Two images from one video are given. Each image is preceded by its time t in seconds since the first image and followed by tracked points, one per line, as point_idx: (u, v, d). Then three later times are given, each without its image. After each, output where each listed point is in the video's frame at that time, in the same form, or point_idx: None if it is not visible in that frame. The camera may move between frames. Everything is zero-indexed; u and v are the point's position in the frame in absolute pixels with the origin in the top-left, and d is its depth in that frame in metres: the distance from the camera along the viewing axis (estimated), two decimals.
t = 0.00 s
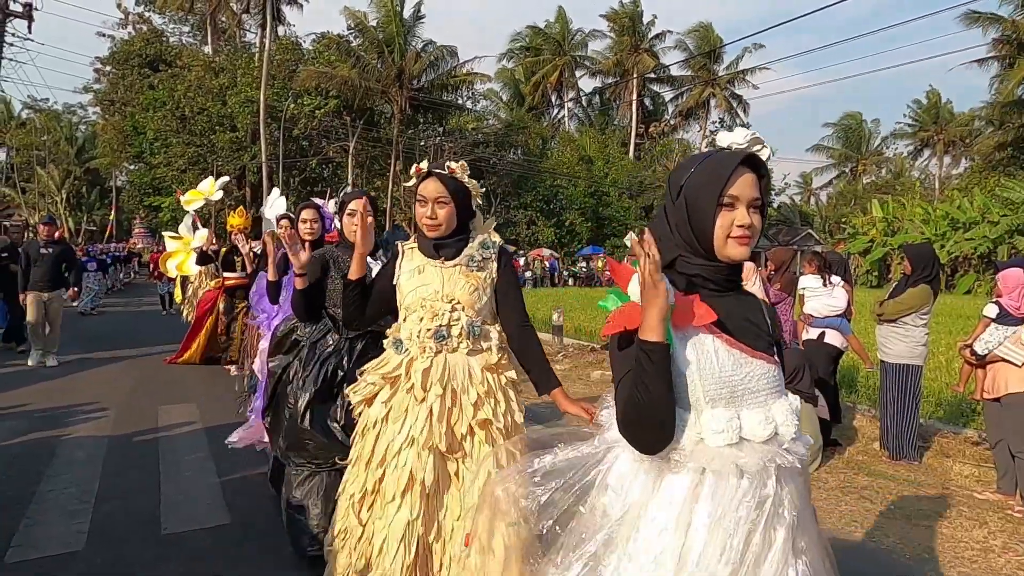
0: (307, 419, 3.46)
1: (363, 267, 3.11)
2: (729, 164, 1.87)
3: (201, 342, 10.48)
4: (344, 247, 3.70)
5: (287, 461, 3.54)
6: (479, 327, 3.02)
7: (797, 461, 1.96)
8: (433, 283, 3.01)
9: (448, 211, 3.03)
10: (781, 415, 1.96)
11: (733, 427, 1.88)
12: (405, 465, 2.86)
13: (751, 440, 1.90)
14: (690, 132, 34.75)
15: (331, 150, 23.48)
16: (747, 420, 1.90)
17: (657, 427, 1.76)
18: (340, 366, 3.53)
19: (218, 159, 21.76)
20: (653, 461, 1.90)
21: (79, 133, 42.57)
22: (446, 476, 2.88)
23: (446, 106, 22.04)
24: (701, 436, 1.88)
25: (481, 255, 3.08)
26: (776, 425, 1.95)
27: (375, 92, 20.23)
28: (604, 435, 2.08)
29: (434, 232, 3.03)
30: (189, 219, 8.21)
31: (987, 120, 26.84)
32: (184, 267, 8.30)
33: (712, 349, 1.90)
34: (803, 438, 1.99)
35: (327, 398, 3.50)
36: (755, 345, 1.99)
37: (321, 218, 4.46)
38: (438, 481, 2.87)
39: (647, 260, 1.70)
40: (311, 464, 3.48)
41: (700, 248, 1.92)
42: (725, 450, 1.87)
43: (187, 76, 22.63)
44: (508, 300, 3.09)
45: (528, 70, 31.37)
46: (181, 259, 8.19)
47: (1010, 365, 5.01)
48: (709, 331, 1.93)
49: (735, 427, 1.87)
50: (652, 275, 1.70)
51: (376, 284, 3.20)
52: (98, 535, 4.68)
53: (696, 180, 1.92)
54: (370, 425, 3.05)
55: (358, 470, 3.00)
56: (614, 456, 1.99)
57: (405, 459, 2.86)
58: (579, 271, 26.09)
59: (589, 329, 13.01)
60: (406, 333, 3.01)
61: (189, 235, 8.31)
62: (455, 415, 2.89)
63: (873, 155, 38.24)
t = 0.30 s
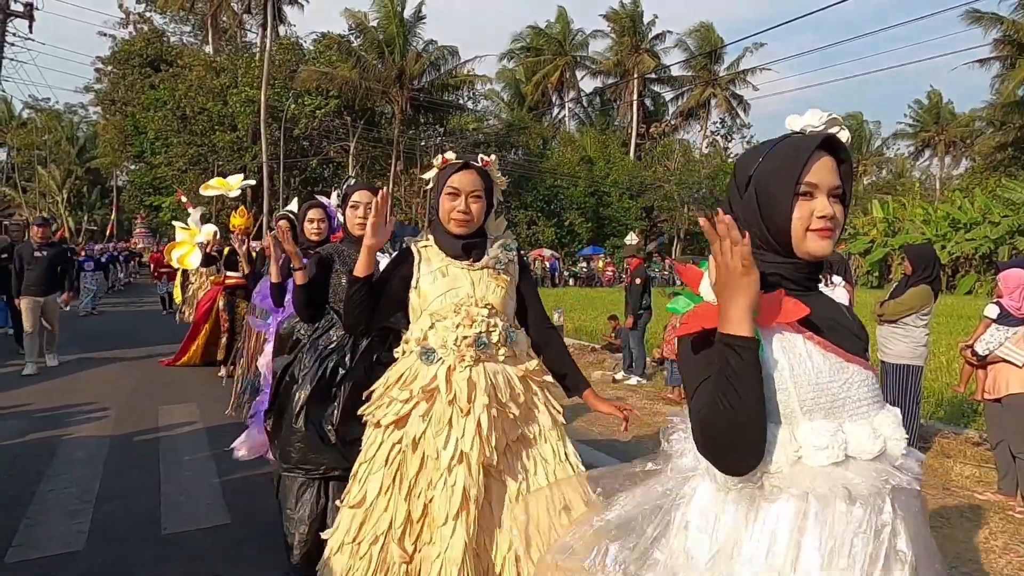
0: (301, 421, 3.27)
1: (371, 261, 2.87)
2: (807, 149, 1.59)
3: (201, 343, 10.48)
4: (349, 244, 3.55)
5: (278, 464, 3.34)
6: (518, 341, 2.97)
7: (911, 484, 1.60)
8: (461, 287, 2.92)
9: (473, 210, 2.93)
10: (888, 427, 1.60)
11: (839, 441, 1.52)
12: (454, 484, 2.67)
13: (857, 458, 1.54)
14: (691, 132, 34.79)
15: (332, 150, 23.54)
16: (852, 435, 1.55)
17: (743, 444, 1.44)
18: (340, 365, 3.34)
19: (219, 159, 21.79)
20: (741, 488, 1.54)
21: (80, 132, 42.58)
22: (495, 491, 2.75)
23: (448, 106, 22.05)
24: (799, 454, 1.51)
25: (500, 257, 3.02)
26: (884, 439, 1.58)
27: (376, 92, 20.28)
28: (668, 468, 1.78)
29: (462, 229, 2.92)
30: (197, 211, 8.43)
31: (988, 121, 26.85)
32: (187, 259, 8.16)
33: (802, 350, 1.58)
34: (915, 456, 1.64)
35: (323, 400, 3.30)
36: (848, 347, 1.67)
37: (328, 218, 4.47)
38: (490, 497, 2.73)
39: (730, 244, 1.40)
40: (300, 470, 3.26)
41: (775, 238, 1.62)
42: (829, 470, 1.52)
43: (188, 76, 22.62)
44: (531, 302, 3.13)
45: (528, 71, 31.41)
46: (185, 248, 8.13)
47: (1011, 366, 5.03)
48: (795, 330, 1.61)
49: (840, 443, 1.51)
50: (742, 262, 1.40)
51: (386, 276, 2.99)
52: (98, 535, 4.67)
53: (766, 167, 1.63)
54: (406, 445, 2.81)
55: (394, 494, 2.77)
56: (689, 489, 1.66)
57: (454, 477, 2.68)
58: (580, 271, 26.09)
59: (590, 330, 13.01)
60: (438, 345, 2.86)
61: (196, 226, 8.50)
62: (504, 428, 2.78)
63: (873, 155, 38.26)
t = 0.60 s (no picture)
0: (300, 432, 3.18)
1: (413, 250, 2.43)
2: (891, 138, 1.56)
3: (208, 346, 10.49)
4: (361, 242, 3.43)
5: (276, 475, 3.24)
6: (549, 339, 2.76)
7: (1003, 519, 1.58)
8: (501, 278, 2.61)
9: (518, 194, 2.67)
10: (978, 454, 1.58)
11: (927, 469, 1.50)
12: (510, 489, 2.43)
13: (947, 489, 1.52)
14: (697, 133, 34.71)
15: (339, 152, 23.74)
16: (942, 466, 1.52)
17: (823, 465, 1.42)
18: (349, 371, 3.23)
19: (226, 161, 21.92)
20: (817, 517, 1.53)
21: (89, 135, 42.73)
22: (542, 491, 2.54)
23: (453, 107, 22.10)
24: (880, 479, 1.50)
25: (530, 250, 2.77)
26: (977, 468, 1.56)
27: (381, 94, 20.40)
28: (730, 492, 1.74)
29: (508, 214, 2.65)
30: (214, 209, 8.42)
31: (997, 120, 26.63)
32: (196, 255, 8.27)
33: (885, 368, 1.55)
34: (1004, 487, 1.60)
35: (329, 408, 3.22)
36: (937, 364, 1.63)
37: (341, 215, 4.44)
38: (540, 501, 2.52)
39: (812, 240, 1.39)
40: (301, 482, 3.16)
41: (856, 237, 1.60)
42: (916, 501, 1.50)
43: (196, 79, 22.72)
44: (551, 300, 2.94)
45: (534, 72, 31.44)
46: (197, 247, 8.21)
47: (1019, 367, 4.99)
48: (879, 346, 1.58)
49: (929, 473, 1.50)
50: (820, 269, 1.37)
51: (421, 261, 2.52)
52: (107, 535, 4.71)
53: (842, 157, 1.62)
54: (449, 446, 2.50)
55: (438, 500, 2.47)
56: (746, 509, 1.68)
57: (510, 482, 2.43)
58: (586, 272, 26.01)
59: (598, 332, 12.98)
60: (481, 340, 2.56)
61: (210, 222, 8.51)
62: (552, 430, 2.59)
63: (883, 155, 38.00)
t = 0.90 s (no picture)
0: (306, 450, 3.14)
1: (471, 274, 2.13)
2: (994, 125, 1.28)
3: (215, 348, 10.47)
4: (374, 246, 3.25)
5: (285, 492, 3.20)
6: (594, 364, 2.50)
7: None
8: (553, 298, 2.34)
9: (568, 204, 2.40)
10: None
11: None
12: (566, 538, 2.19)
13: None
14: (701, 132, 34.64)
15: (342, 152, 23.66)
16: None
17: (900, 495, 1.21)
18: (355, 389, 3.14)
19: (230, 161, 21.92)
20: (893, 554, 1.33)
21: (93, 135, 42.73)
22: (591, 535, 2.30)
23: (456, 107, 22.13)
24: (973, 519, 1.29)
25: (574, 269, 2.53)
26: None
27: (385, 93, 20.42)
28: (791, 511, 1.56)
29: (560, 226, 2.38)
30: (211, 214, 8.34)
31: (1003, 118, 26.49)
32: (200, 264, 8.13)
33: (982, 390, 1.34)
34: None
35: (339, 428, 3.18)
36: None
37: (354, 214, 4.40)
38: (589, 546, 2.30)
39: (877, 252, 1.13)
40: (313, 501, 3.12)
41: (951, 243, 1.31)
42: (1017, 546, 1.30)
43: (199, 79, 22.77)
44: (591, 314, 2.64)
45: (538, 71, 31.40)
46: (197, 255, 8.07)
47: None
48: (976, 365, 1.37)
49: None
50: (909, 281, 1.12)
51: (480, 282, 2.19)
52: (110, 535, 4.73)
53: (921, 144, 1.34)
54: (495, 485, 2.24)
55: (483, 542, 2.21)
56: (803, 533, 1.50)
57: (566, 532, 2.19)
58: (590, 272, 26.02)
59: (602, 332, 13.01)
60: (533, 367, 2.26)
61: (208, 231, 8.43)
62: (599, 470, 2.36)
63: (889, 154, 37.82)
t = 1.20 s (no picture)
0: (344, 474, 2.93)
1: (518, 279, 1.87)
2: None
3: (217, 350, 10.45)
4: (395, 247, 3.14)
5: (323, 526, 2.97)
6: (646, 372, 2.26)
7: None
8: (605, 301, 2.06)
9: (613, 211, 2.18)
10: None
11: None
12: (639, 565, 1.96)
13: None
14: (703, 131, 34.65)
15: (344, 151, 23.57)
16: None
17: None
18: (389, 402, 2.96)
19: (232, 161, 21.91)
20: None
21: (94, 135, 42.75)
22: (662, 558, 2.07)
23: (458, 107, 22.20)
24: None
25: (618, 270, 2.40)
26: None
27: (386, 93, 20.40)
28: None
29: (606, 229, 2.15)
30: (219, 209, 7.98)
31: (1006, 118, 26.48)
32: (204, 259, 7.68)
33: None
34: None
35: (378, 439, 2.97)
36: None
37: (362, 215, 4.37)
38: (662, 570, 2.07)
39: None
40: (352, 535, 2.87)
41: None
42: None
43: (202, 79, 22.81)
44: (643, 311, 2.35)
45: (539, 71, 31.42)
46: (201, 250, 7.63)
47: None
48: None
49: None
50: None
51: (531, 284, 1.92)
52: (114, 536, 4.74)
53: None
54: (557, 512, 2.00)
55: None
56: None
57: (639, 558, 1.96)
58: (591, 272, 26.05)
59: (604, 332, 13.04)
60: (592, 375, 1.99)
61: (214, 225, 8.01)
62: (668, 485, 2.13)
63: (891, 153, 37.80)
